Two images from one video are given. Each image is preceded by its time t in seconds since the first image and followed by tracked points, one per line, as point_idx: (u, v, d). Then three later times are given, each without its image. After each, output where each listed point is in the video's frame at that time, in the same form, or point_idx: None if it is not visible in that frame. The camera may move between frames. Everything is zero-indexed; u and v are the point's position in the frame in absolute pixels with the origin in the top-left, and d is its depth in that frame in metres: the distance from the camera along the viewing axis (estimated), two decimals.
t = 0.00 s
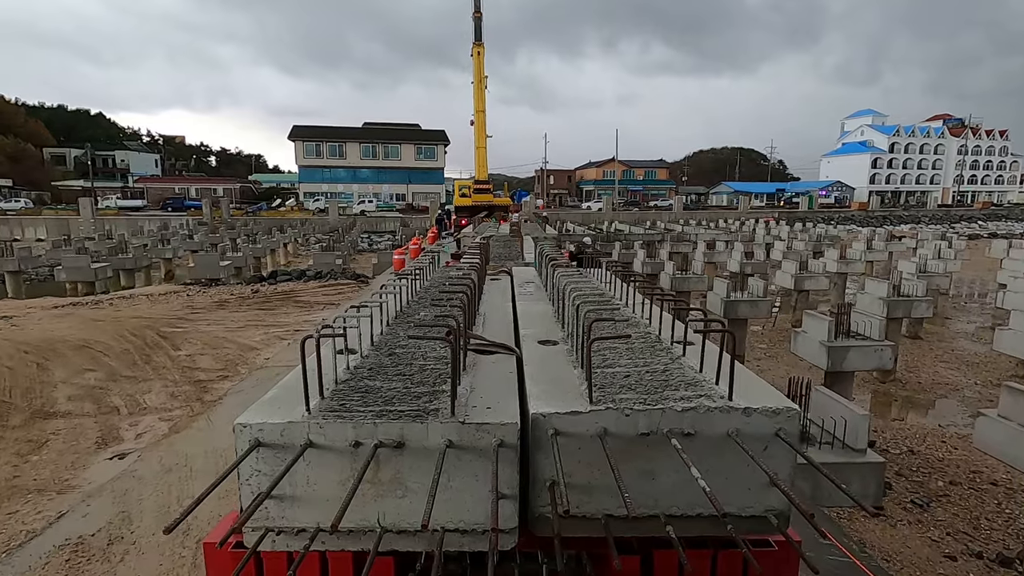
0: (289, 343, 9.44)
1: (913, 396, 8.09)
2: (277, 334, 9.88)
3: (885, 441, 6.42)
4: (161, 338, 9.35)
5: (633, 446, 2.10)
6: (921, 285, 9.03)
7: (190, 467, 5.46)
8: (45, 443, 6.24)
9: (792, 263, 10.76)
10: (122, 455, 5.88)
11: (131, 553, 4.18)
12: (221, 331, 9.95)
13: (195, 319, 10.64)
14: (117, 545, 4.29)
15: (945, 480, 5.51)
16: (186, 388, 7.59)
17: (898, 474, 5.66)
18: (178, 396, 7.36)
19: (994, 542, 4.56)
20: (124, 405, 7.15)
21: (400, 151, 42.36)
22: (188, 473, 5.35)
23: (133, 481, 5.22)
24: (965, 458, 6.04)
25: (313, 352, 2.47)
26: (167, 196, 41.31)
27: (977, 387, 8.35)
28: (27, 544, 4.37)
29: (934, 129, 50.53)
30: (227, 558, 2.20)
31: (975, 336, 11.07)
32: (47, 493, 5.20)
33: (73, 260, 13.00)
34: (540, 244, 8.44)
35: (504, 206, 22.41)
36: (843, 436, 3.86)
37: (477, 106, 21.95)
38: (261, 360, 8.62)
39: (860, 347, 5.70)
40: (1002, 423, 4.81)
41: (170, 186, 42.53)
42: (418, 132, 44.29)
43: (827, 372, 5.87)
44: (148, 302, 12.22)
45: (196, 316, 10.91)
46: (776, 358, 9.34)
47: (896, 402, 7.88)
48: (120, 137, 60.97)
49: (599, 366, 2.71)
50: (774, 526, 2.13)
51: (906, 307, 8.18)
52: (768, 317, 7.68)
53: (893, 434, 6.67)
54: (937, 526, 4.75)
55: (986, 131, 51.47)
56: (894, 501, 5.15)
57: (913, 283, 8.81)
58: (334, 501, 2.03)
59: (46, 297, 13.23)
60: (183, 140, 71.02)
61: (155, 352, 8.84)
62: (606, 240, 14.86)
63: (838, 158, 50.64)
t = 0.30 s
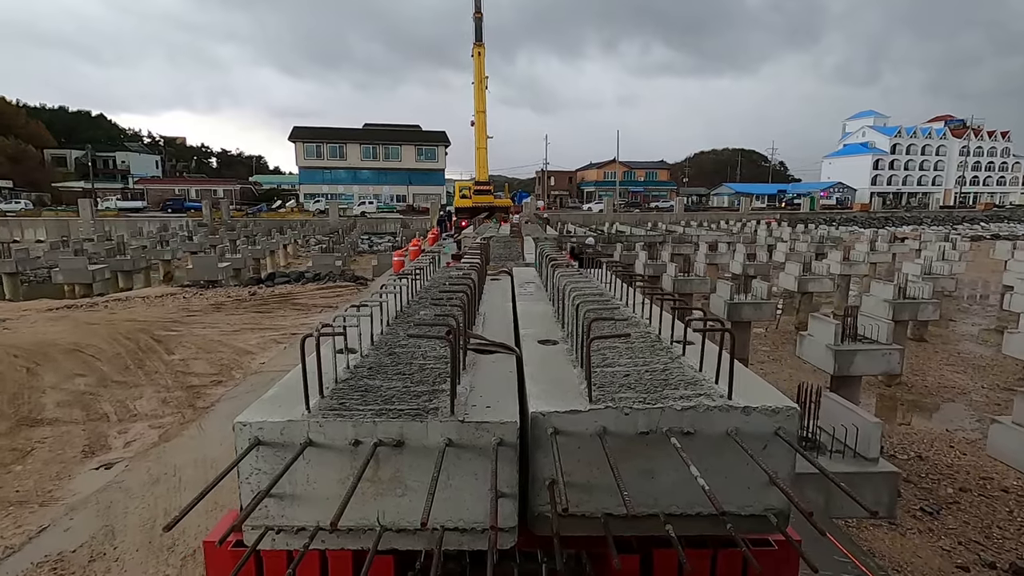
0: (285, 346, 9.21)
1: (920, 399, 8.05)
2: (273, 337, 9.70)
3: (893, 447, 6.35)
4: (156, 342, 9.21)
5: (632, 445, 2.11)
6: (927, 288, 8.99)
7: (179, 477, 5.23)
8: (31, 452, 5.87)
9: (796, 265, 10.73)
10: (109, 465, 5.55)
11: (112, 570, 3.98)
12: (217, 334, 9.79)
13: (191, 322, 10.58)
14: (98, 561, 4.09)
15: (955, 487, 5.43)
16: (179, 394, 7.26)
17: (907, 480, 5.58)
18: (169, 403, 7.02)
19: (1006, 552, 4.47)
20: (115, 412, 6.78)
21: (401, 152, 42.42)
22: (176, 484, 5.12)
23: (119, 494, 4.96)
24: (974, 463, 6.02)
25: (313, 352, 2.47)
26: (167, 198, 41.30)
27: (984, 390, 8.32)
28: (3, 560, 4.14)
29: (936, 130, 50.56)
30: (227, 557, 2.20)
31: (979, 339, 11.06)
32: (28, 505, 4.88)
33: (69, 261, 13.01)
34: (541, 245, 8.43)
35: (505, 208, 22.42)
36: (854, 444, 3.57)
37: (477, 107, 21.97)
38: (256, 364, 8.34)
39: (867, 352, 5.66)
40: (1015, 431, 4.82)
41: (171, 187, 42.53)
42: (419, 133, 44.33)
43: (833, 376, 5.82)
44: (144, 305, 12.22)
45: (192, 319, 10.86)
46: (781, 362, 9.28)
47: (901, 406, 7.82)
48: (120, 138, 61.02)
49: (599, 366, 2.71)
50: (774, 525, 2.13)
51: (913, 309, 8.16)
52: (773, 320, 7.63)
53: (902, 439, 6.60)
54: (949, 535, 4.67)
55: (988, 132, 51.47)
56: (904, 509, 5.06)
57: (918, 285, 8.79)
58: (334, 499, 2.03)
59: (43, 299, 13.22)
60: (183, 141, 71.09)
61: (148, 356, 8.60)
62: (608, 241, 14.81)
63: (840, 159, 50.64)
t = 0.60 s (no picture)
0: (280, 349, 9.18)
1: (924, 402, 8.02)
2: (269, 341, 9.63)
3: (901, 452, 6.32)
4: (150, 345, 9.19)
5: (632, 445, 2.11)
6: (933, 290, 8.95)
7: (166, 488, 5.18)
8: (17, 460, 5.81)
9: (799, 265, 10.71)
10: (95, 474, 5.49)
11: None
12: (213, 337, 9.76)
13: (186, 324, 10.57)
14: None
15: (965, 494, 5.39)
16: (171, 399, 7.21)
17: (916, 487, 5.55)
18: (162, 408, 6.99)
19: (1019, 560, 4.42)
20: (105, 418, 6.74)
21: (401, 152, 42.44)
22: (163, 496, 5.07)
23: (105, 506, 4.91)
24: (982, 468, 5.98)
25: (313, 352, 2.48)
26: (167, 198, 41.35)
27: (989, 394, 8.30)
28: None
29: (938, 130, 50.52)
30: (227, 556, 2.20)
31: (984, 341, 11.04)
32: (11, 517, 4.82)
33: (67, 262, 13.00)
34: (541, 245, 8.45)
35: (506, 208, 22.43)
36: (865, 452, 3.53)
37: (478, 107, 21.96)
38: (251, 369, 8.26)
39: (874, 354, 5.48)
40: None
41: (171, 188, 42.59)
42: (420, 134, 44.34)
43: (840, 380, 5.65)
44: (140, 306, 12.23)
45: (187, 321, 10.86)
46: (784, 364, 9.26)
47: (906, 409, 7.78)
48: (121, 139, 61.16)
49: (599, 366, 2.71)
50: (774, 526, 2.13)
51: (918, 311, 8.14)
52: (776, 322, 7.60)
53: (908, 444, 6.56)
54: (959, 543, 4.63)
55: (990, 132, 51.39)
56: (914, 516, 5.02)
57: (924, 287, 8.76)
58: (333, 499, 2.03)
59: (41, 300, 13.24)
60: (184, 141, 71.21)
61: (142, 360, 8.51)
62: (609, 242, 14.78)
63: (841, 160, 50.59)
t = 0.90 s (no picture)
0: (276, 352, 9.12)
1: (928, 405, 7.99)
2: (265, 343, 9.57)
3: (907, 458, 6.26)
4: (143, 347, 9.11)
5: (632, 445, 2.10)
6: (938, 292, 8.91)
7: (156, 497, 4.95)
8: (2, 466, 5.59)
9: (801, 267, 10.70)
10: (83, 483, 5.26)
11: None
12: (208, 340, 9.71)
13: (181, 326, 10.52)
14: None
15: (973, 500, 5.31)
16: (164, 403, 7.07)
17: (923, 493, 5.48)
18: (153, 413, 6.81)
19: None
20: (95, 423, 6.57)
21: (402, 152, 42.47)
22: (152, 505, 4.85)
23: (91, 516, 4.68)
24: (990, 474, 5.92)
25: (313, 351, 2.48)
26: (166, 198, 41.30)
27: (994, 397, 8.28)
28: None
29: (939, 131, 50.54)
30: (227, 555, 2.20)
31: (987, 344, 11.04)
32: None
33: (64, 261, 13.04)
34: (542, 245, 8.45)
35: (506, 208, 22.43)
36: (876, 460, 3.40)
37: (478, 107, 21.97)
38: (246, 372, 8.16)
39: (880, 358, 5.26)
40: None
41: (171, 187, 42.55)
42: (420, 134, 44.35)
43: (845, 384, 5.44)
44: (135, 308, 12.18)
45: (183, 323, 10.80)
46: (786, 368, 9.24)
47: (911, 413, 7.75)
48: (120, 139, 61.17)
49: (599, 366, 2.71)
50: (774, 526, 2.13)
51: (924, 313, 8.12)
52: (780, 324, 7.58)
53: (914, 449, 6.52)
54: (968, 551, 4.55)
55: (992, 134, 51.40)
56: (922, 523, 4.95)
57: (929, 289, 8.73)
58: (333, 498, 2.04)
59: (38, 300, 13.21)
60: (184, 141, 71.21)
61: (135, 363, 8.45)
62: (610, 242, 14.76)
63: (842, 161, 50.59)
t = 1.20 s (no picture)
0: (272, 355, 9.13)
1: (932, 408, 7.98)
2: (262, 346, 9.57)
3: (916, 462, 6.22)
4: (139, 351, 9.13)
5: (631, 444, 2.11)
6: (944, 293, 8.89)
7: (145, 507, 4.92)
8: None
9: (804, 267, 10.69)
10: (72, 492, 5.23)
11: None
12: (205, 343, 9.73)
13: (178, 329, 10.54)
14: None
15: (982, 505, 5.27)
16: (157, 409, 7.08)
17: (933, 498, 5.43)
18: (146, 419, 6.82)
19: None
20: (86, 429, 6.57)
21: (402, 153, 42.51)
22: (141, 515, 4.82)
23: (78, 527, 4.65)
24: (998, 478, 5.89)
25: (313, 351, 2.48)
26: (166, 200, 41.41)
27: (1000, 400, 8.26)
28: None
29: (941, 131, 50.51)
30: (226, 555, 2.20)
31: (991, 345, 11.02)
32: None
33: (62, 264, 13.10)
34: (542, 246, 8.47)
35: (507, 208, 22.44)
36: (887, 468, 3.31)
37: (479, 107, 21.98)
38: (241, 377, 8.12)
39: (887, 360, 5.24)
40: None
41: (172, 189, 42.68)
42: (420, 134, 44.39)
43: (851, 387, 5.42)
44: (133, 310, 12.22)
45: (180, 325, 10.83)
46: (788, 369, 9.23)
47: (916, 415, 7.73)
48: (121, 140, 61.35)
49: (598, 365, 2.71)
50: (773, 525, 2.13)
51: (929, 314, 8.11)
52: (784, 326, 7.61)
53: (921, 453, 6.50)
54: (979, 558, 4.50)
55: (993, 134, 51.34)
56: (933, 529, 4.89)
57: (934, 290, 8.73)
58: (332, 498, 2.04)
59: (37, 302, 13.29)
60: (185, 143, 71.39)
61: (130, 367, 8.47)
62: (611, 243, 14.76)
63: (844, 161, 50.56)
